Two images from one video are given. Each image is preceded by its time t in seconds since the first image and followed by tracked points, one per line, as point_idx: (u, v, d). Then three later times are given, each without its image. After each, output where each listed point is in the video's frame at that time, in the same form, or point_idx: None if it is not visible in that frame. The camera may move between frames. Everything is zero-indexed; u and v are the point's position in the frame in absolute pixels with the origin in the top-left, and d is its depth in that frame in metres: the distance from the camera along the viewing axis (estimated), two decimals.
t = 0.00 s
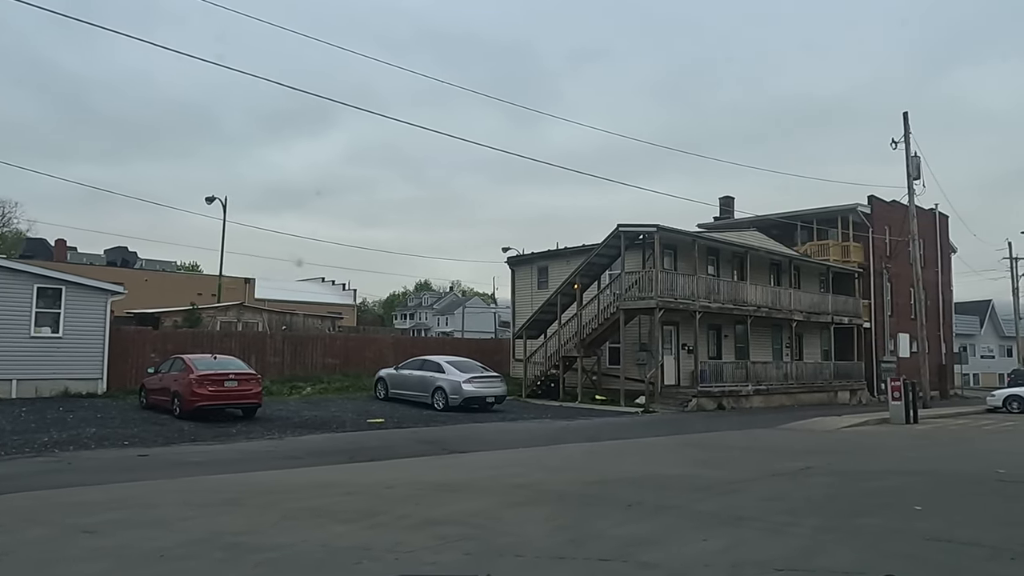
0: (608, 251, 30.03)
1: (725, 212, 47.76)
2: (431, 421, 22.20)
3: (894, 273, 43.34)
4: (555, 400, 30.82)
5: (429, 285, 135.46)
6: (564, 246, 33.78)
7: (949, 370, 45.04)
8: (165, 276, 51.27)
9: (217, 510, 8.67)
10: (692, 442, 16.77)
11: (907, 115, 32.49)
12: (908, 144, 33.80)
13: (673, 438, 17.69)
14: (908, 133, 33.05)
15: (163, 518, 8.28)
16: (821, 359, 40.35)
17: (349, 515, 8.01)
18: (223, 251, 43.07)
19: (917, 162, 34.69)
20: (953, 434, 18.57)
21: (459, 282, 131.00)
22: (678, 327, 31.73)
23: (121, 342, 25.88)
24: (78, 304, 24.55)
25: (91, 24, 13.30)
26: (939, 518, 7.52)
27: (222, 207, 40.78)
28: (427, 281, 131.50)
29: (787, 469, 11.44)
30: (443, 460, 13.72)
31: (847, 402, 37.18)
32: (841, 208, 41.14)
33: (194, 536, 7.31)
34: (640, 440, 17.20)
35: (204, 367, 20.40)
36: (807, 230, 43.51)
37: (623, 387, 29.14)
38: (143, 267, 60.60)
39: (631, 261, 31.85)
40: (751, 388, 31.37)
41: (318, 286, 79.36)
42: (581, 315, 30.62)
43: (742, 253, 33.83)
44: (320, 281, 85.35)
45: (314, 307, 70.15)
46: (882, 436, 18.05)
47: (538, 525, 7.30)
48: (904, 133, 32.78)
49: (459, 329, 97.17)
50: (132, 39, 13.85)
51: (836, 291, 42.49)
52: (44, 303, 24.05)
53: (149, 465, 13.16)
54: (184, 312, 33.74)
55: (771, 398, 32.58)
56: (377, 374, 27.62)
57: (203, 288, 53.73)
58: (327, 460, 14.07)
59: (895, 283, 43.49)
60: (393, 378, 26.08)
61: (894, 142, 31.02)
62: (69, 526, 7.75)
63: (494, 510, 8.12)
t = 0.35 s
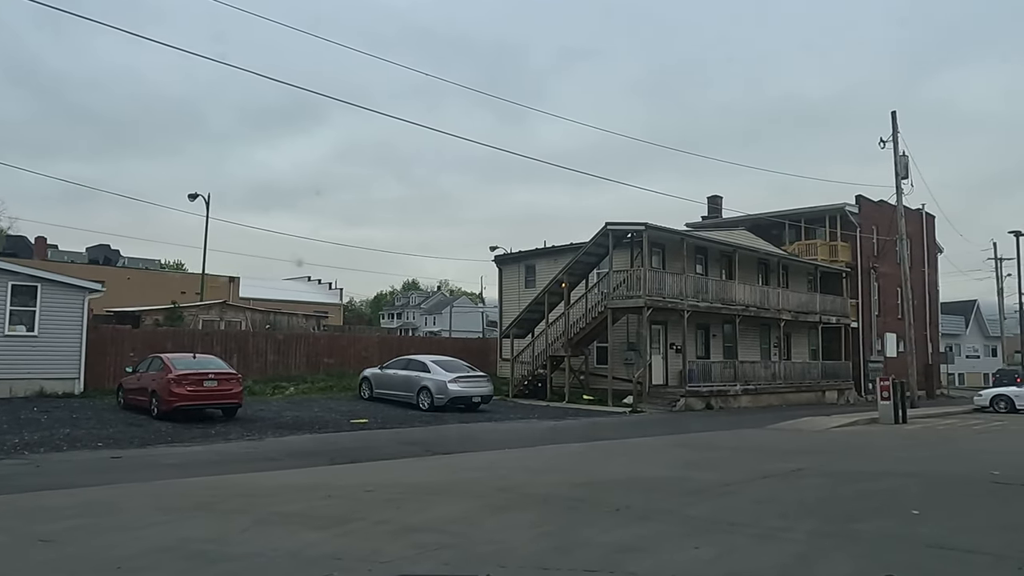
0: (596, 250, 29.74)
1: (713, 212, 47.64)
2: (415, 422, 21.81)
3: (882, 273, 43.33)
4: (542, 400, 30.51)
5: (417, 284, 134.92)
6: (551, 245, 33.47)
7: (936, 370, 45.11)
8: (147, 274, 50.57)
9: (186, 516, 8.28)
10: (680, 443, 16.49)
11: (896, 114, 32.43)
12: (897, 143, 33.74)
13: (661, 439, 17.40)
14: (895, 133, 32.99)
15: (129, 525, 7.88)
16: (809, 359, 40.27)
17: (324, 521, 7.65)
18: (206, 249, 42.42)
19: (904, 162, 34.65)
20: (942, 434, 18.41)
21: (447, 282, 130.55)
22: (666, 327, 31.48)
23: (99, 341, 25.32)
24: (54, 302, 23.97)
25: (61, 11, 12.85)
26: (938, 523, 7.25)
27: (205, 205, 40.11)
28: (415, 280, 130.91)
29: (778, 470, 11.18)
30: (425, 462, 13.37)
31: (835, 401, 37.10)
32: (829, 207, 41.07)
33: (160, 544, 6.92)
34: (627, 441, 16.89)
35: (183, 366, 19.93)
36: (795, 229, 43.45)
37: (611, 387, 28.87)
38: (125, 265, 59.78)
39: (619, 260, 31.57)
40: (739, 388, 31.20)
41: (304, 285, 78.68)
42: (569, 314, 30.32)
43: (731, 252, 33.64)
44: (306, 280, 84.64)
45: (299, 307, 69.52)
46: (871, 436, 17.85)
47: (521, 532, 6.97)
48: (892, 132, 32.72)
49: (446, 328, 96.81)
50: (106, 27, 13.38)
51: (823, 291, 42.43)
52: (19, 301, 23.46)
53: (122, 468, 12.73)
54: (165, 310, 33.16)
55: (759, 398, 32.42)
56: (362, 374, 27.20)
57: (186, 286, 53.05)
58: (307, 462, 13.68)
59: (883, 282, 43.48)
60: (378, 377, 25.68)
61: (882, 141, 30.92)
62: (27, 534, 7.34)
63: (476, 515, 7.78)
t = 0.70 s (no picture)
0: (587, 248, 29.38)
1: (704, 213, 47.39)
2: (403, 423, 21.37)
3: (873, 272, 43.16)
4: (532, 400, 30.13)
5: (408, 283, 134.35)
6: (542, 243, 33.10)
7: (927, 369, 45.04)
8: (133, 272, 49.95)
9: (155, 524, 7.85)
10: (673, 444, 16.14)
11: (888, 112, 32.21)
12: (889, 142, 33.54)
13: (653, 440, 17.05)
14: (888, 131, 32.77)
15: (94, 533, 7.45)
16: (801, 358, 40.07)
17: (300, 529, 7.24)
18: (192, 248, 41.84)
19: (897, 161, 34.45)
20: (938, 434, 18.13)
21: (438, 281, 130.06)
22: (658, 326, 31.16)
23: (80, 340, 24.77)
24: (33, 300, 23.41)
25: None
26: (945, 531, 6.89)
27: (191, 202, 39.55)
28: (406, 279, 130.31)
29: (774, 472, 10.83)
30: (412, 464, 12.96)
31: (827, 401, 36.91)
32: (821, 206, 40.89)
33: (122, 556, 6.49)
34: (619, 442, 16.53)
35: (164, 366, 19.45)
36: (787, 228, 43.25)
37: (602, 386, 28.52)
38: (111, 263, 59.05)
39: (611, 258, 31.22)
40: (731, 388, 30.92)
41: (293, 285, 78.04)
42: (560, 313, 29.96)
43: (722, 250, 33.37)
44: (295, 279, 84.00)
45: (288, 306, 68.90)
46: (866, 437, 17.55)
47: (508, 541, 6.57)
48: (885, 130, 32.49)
49: (437, 327, 96.33)
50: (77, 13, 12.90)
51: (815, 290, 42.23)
52: None
53: (95, 471, 12.26)
54: (149, 309, 32.60)
55: (751, 398, 32.16)
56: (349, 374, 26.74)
57: (172, 284, 52.40)
58: (289, 465, 13.24)
59: (874, 281, 43.32)
60: (366, 377, 25.25)
61: (875, 139, 30.70)
62: None
63: (461, 523, 7.38)
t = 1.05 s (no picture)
0: (578, 247, 29.00)
1: (695, 213, 47.12)
2: (389, 424, 20.91)
3: (865, 272, 42.99)
4: (522, 400, 29.72)
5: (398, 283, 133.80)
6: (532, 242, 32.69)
7: (919, 370, 44.92)
8: (117, 272, 49.22)
9: (119, 533, 7.38)
10: (665, 446, 15.76)
11: (881, 111, 31.97)
12: (882, 141, 33.31)
13: (644, 442, 16.67)
14: (881, 130, 32.55)
15: (51, 544, 6.97)
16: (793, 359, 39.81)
17: (273, 539, 6.79)
18: (177, 246, 41.14)
19: (890, 160, 34.21)
20: (934, 436, 17.84)
21: (429, 281, 129.62)
22: (649, 326, 30.81)
23: (59, 340, 24.16)
24: (9, 299, 22.81)
25: None
26: (956, 542, 6.51)
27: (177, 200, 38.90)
28: (396, 280, 129.71)
29: (772, 476, 10.46)
30: (396, 467, 12.51)
31: (819, 402, 36.68)
32: (813, 206, 40.67)
33: (78, 569, 6.03)
34: (610, 444, 16.12)
35: (144, 366, 18.92)
36: (779, 228, 43.03)
37: (593, 387, 28.15)
38: (97, 263, 58.27)
39: (602, 257, 30.85)
40: (724, 388, 30.61)
41: (283, 285, 77.35)
42: (551, 312, 29.56)
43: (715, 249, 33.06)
44: (284, 279, 83.38)
45: (277, 307, 68.25)
46: (861, 439, 17.24)
47: (492, 553, 6.15)
48: (878, 129, 32.25)
49: (428, 328, 95.82)
50: None
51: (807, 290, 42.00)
52: None
53: (65, 476, 11.76)
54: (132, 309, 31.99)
55: (744, 399, 31.88)
56: (336, 374, 26.26)
57: (158, 284, 51.72)
58: (268, 469, 12.78)
59: (866, 282, 43.15)
60: (352, 378, 24.78)
61: (869, 138, 30.42)
62: None
63: (444, 532, 6.95)
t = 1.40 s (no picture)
0: (569, 246, 28.59)
1: (687, 212, 46.82)
2: (376, 426, 20.42)
3: (857, 272, 42.77)
4: (513, 402, 29.26)
5: (388, 284, 133.16)
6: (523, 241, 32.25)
7: (910, 370, 44.78)
8: (100, 272, 48.48)
9: (78, 546, 6.88)
10: (657, 448, 15.36)
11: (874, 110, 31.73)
12: (875, 140, 33.07)
13: (637, 444, 16.27)
14: (874, 129, 32.28)
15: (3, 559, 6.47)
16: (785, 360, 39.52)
17: (241, 554, 6.32)
18: (161, 244, 40.42)
19: (882, 159, 33.97)
20: (931, 438, 17.51)
21: (419, 282, 129.07)
22: (641, 326, 30.42)
23: (36, 340, 23.51)
24: None
25: None
26: (971, 555, 6.11)
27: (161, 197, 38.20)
28: (386, 280, 129.13)
29: (770, 481, 10.06)
30: (380, 472, 12.04)
31: (811, 403, 36.41)
32: (805, 206, 40.42)
33: None
34: (602, 447, 15.68)
35: (122, 367, 18.35)
36: (771, 228, 42.78)
37: (584, 388, 27.74)
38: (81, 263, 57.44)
39: (593, 256, 30.44)
40: (716, 389, 30.28)
41: (271, 285, 76.61)
42: (541, 312, 29.13)
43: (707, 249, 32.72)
44: (273, 279, 82.73)
45: (265, 307, 67.58)
46: (857, 441, 16.90)
47: (478, 568, 5.71)
48: (871, 128, 32.00)
49: (418, 329, 95.30)
50: None
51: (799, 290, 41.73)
52: None
53: (32, 482, 11.22)
54: (114, 309, 31.33)
55: (737, 400, 31.57)
56: (322, 376, 25.73)
57: (143, 284, 51.02)
58: (247, 474, 12.28)
59: (858, 282, 42.94)
60: (339, 379, 24.27)
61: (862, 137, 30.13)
62: None
63: (426, 545, 6.50)
